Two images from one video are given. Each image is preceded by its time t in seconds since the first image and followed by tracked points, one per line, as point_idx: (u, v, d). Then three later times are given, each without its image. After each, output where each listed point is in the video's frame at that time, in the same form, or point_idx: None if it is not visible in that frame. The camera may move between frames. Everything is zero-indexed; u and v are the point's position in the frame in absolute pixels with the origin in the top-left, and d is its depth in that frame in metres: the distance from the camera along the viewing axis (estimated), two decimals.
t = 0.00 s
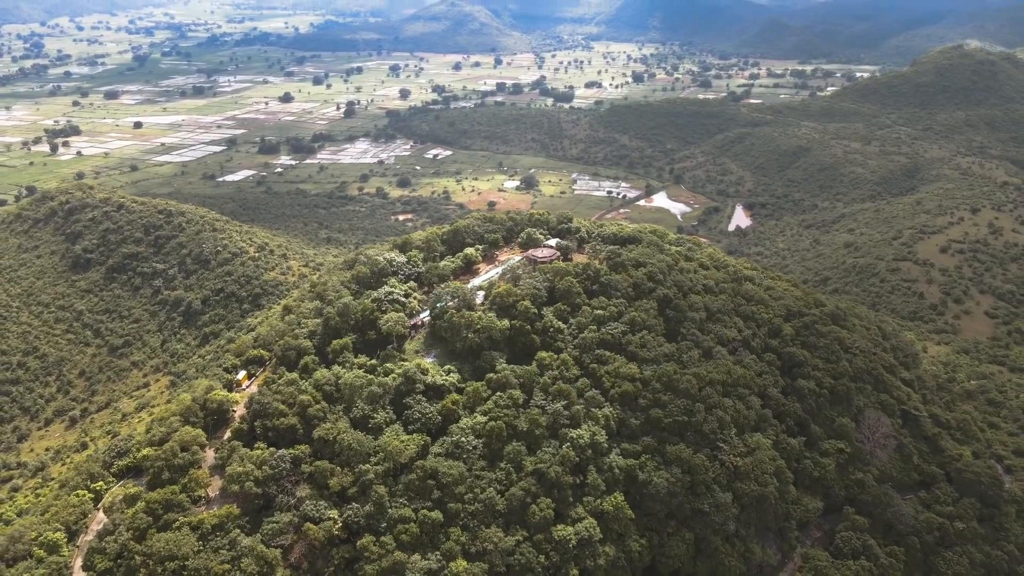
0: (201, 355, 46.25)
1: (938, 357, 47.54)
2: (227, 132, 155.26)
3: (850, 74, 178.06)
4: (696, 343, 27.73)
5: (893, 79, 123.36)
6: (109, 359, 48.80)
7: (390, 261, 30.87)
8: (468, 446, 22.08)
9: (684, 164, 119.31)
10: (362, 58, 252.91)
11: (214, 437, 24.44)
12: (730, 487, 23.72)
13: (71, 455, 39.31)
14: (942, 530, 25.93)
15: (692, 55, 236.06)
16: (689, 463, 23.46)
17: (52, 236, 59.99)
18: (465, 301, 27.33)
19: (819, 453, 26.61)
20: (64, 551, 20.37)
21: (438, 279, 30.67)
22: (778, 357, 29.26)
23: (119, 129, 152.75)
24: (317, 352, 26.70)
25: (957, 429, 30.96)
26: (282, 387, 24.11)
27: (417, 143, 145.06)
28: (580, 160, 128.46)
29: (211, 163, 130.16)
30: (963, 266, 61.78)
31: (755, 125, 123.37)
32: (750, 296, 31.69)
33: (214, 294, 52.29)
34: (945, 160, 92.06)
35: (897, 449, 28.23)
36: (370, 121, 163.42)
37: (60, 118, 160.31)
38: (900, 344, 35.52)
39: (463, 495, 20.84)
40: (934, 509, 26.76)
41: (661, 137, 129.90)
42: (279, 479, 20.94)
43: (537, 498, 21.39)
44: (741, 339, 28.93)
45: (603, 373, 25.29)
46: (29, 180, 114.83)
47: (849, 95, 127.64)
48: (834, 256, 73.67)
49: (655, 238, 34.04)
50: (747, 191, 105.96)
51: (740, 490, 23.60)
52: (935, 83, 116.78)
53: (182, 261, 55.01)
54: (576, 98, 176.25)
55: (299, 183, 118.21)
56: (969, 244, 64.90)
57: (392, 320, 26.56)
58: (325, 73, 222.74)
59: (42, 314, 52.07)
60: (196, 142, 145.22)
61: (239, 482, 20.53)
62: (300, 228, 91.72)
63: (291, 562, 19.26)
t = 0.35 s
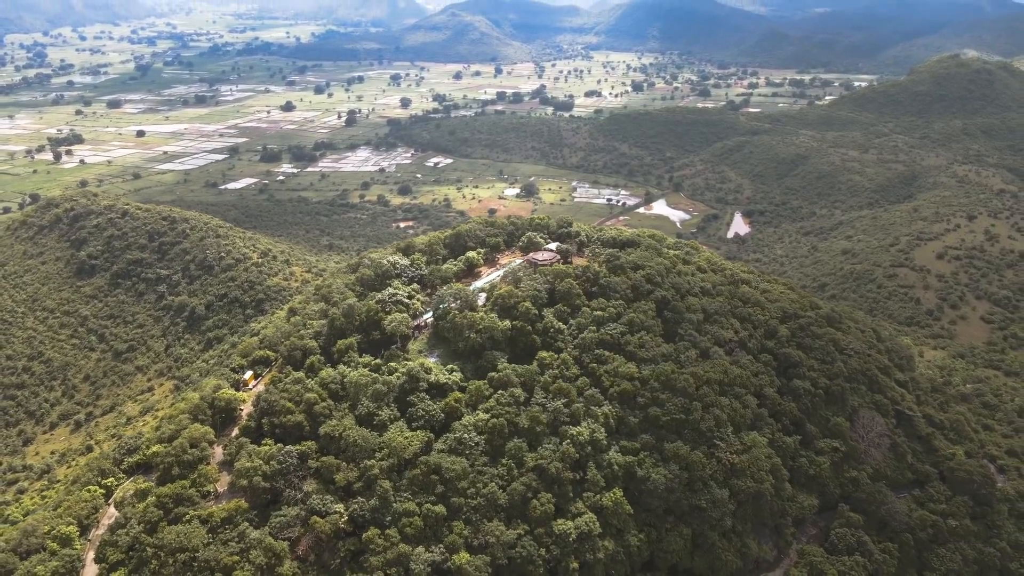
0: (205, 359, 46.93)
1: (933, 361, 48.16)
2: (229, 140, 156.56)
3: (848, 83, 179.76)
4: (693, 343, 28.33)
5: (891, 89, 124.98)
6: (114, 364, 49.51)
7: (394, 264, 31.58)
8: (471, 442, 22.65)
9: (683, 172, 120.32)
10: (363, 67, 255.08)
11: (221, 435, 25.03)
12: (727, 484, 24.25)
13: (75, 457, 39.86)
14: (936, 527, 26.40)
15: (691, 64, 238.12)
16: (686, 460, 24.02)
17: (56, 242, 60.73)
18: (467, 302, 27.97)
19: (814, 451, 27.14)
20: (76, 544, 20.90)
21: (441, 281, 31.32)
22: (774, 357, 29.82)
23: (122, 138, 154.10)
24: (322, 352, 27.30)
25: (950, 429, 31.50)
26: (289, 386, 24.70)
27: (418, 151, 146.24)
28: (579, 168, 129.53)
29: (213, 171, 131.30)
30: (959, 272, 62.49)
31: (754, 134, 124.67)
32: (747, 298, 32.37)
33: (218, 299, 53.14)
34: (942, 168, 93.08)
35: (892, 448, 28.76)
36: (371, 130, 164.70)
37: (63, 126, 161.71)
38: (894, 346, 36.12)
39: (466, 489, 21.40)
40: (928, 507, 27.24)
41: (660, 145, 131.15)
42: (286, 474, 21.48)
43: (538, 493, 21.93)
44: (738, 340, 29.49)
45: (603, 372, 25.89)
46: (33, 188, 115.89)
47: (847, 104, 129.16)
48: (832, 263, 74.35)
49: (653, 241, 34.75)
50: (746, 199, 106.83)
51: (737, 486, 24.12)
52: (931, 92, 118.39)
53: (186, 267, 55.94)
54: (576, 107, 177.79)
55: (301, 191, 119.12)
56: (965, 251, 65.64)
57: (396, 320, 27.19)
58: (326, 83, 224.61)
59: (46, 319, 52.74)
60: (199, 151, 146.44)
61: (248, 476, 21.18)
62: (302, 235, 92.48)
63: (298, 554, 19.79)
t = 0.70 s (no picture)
0: (208, 364, 47.68)
1: (929, 366, 48.77)
2: (231, 149, 157.86)
3: (846, 92, 181.43)
4: (691, 344, 28.91)
5: (889, 98, 126.47)
6: (118, 369, 50.21)
7: (397, 267, 32.23)
8: (473, 439, 23.21)
9: (683, 180, 121.31)
10: (364, 77, 257.39)
11: (229, 434, 25.61)
12: (724, 481, 24.80)
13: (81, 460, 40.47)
14: (929, 525, 26.91)
15: (690, 73, 240.22)
16: (684, 458, 24.56)
17: (61, 249, 61.53)
18: (469, 304, 28.60)
19: (810, 451, 27.68)
20: (88, 538, 21.37)
21: (443, 284, 31.94)
22: (770, 359, 30.39)
23: (125, 146, 155.46)
24: (327, 353, 27.90)
25: (944, 430, 32.07)
26: (296, 385, 25.32)
27: (419, 159, 147.43)
28: (579, 176, 130.60)
29: (215, 179, 132.35)
30: (955, 279, 63.20)
31: (752, 142, 125.95)
32: (744, 301, 32.98)
33: (221, 305, 54.08)
34: (939, 176, 94.04)
35: (886, 447, 29.29)
36: (372, 139, 166.13)
37: (66, 135, 163.09)
38: (889, 348, 36.72)
39: (468, 485, 21.96)
40: (921, 506, 27.75)
41: (659, 153, 132.35)
42: (293, 470, 22.08)
43: (539, 489, 22.48)
44: (735, 341, 30.09)
45: (602, 372, 26.48)
46: (36, 196, 117.01)
47: (845, 113, 130.72)
48: (830, 269, 75.05)
49: (651, 245, 35.41)
50: (745, 206, 107.64)
51: (733, 483, 24.68)
52: (929, 101, 119.84)
53: (190, 273, 56.85)
54: (576, 115, 179.30)
55: (303, 199, 120.09)
56: (962, 257, 66.41)
57: (400, 321, 27.81)
58: (328, 92, 226.51)
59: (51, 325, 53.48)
60: (201, 159, 147.64)
61: (257, 472, 21.74)
62: (303, 242, 93.27)
63: (305, 547, 20.31)
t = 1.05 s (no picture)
0: (213, 371, 48.86)
1: (924, 372, 49.58)
2: (234, 160, 159.68)
3: (844, 105, 183.71)
4: (688, 345, 29.70)
5: (885, 110, 128.54)
6: (124, 376, 51.21)
7: (402, 272, 33.15)
8: (476, 436, 24.00)
9: (682, 191, 122.70)
10: (366, 90, 260.51)
11: (239, 431, 26.38)
12: (720, 477, 25.55)
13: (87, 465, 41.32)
14: (920, 523, 27.61)
15: (689, 86, 243.16)
16: (681, 455, 25.33)
17: (67, 258, 62.58)
18: (472, 306, 29.47)
19: (804, 449, 28.42)
20: (104, 531, 22.16)
21: (446, 288, 32.82)
22: (765, 360, 31.17)
23: (129, 158, 157.33)
24: (334, 354, 28.71)
25: (936, 431, 32.79)
26: (304, 384, 26.16)
27: (420, 171, 149.07)
28: (579, 187, 132.06)
29: (218, 190, 133.86)
30: (951, 287, 64.09)
31: (751, 154, 127.66)
32: (739, 304, 33.74)
33: (226, 313, 55.57)
34: (935, 188, 95.37)
35: (879, 447, 30.01)
36: (374, 150, 168.06)
37: (70, 147, 164.95)
38: (882, 352, 37.53)
39: (472, 479, 22.72)
40: (913, 504, 28.44)
41: (658, 165, 134.03)
42: (303, 465, 22.89)
43: (540, 484, 23.25)
44: (730, 344, 30.89)
45: (601, 372, 27.32)
46: (41, 207, 118.47)
47: (842, 126, 132.92)
48: (827, 278, 75.98)
49: (649, 250, 36.30)
50: (743, 216, 108.79)
51: (729, 480, 25.42)
52: (924, 113, 121.81)
53: (195, 281, 58.17)
54: (576, 127, 181.51)
55: (305, 210, 121.39)
56: (957, 267, 67.35)
57: (405, 323, 28.67)
58: (329, 105, 228.97)
59: (58, 332, 54.44)
60: (204, 171, 149.16)
61: (267, 466, 22.54)
62: (306, 252, 94.35)
63: (314, 539, 21.11)
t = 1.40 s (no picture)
0: (221, 382, 50.76)
1: (915, 383, 50.93)
2: (239, 181, 162.65)
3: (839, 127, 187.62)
4: (682, 350, 31.19)
5: (879, 133, 132.14)
6: (135, 389, 52.88)
7: (410, 281, 34.80)
8: (481, 432, 25.43)
9: (680, 211, 124.95)
10: (369, 113, 265.59)
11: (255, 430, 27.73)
12: (713, 474, 26.86)
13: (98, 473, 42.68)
14: (906, 520, 28.82)
15: (687, 110, 248.13)
16: (675, 452, 26.74)
17: (78, 274, 64.31)
18: (477, 312, 31.06)
19: (793, 449, 29.77)
20: (130, 522, 23.51)
21: (452, 296, 34.42)
22: (756, 365, 32.59)
23: (135, 179, 160.29)
24: (345, 357, 30.19)
25: (922, 434, 34.11)
26: (318, 384, 27.63)
27: (422, 191, 151.81)
28: (579, 208, 134.46)
29: (224, 210, 136.25)
30: (943, 303, 65.67)
31: (747, 175, 130.49)
32: (732, 312, 35.30)
33: (234, 327, 57.66)
34: (928, 208, 97.59)
35: (866, 448, 31.31)
36: (376, 172, 171.18)
37: (77, 169, 168.06)
38: (870, 361, 39.00)
39: (477, 472, 24.14)
40: (899, 503, 29.64)
41: (657, 186, 136.83)
42: (318, 459, 24.33)
43: (542, 478, 24.64)
44: (723, 349, 32.34)
45: (600, 374, 28.81)
46: (49, 227, 120.80)
47: (836, 147, 136.68)
48: (822, 294, 77.62)
49: (644, 261, 37.97)
50: (740, 235, 110.80)
51: (721, 476, 26.75)
52: (917, 136, 125.14)
53: (204, 296, 60.26)
54: (575, 149, 185.08)
55: (309, 229, 123.54)
56: (949, 283, 69.01)
57: (414, 327, 30.24)
58: (333, 127, 233.40)
59: (69, 346, 55.99)
60: (209, 192, 151.93)
61: (284, 460, 23.99)
62: (311, 270, 96.08)
63: (329, 528, 22.56)
